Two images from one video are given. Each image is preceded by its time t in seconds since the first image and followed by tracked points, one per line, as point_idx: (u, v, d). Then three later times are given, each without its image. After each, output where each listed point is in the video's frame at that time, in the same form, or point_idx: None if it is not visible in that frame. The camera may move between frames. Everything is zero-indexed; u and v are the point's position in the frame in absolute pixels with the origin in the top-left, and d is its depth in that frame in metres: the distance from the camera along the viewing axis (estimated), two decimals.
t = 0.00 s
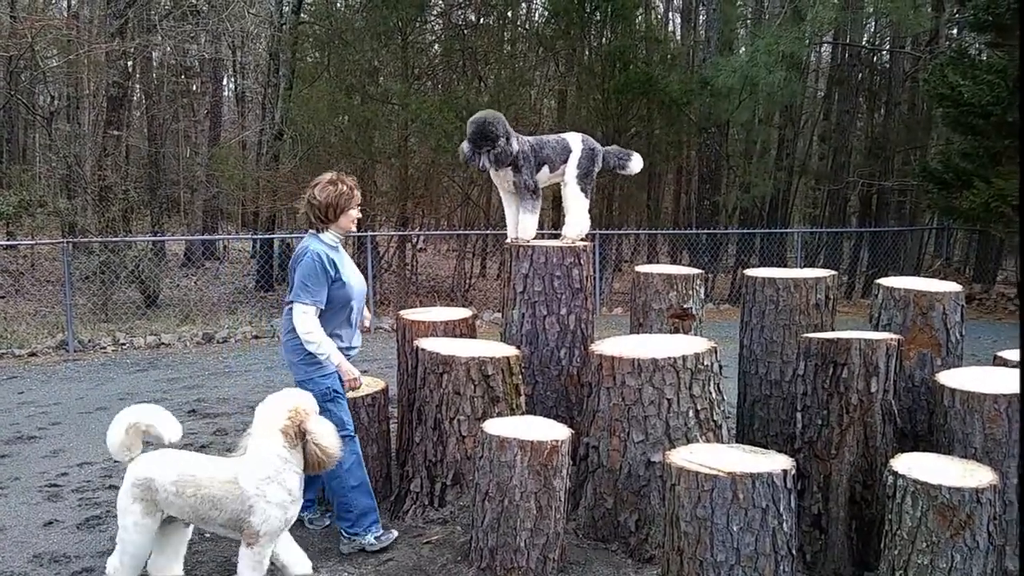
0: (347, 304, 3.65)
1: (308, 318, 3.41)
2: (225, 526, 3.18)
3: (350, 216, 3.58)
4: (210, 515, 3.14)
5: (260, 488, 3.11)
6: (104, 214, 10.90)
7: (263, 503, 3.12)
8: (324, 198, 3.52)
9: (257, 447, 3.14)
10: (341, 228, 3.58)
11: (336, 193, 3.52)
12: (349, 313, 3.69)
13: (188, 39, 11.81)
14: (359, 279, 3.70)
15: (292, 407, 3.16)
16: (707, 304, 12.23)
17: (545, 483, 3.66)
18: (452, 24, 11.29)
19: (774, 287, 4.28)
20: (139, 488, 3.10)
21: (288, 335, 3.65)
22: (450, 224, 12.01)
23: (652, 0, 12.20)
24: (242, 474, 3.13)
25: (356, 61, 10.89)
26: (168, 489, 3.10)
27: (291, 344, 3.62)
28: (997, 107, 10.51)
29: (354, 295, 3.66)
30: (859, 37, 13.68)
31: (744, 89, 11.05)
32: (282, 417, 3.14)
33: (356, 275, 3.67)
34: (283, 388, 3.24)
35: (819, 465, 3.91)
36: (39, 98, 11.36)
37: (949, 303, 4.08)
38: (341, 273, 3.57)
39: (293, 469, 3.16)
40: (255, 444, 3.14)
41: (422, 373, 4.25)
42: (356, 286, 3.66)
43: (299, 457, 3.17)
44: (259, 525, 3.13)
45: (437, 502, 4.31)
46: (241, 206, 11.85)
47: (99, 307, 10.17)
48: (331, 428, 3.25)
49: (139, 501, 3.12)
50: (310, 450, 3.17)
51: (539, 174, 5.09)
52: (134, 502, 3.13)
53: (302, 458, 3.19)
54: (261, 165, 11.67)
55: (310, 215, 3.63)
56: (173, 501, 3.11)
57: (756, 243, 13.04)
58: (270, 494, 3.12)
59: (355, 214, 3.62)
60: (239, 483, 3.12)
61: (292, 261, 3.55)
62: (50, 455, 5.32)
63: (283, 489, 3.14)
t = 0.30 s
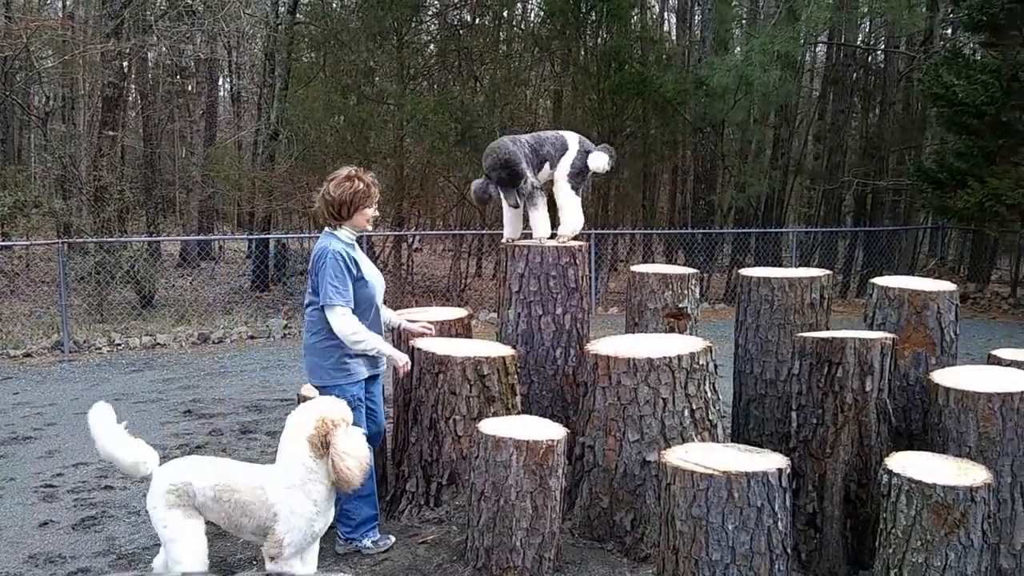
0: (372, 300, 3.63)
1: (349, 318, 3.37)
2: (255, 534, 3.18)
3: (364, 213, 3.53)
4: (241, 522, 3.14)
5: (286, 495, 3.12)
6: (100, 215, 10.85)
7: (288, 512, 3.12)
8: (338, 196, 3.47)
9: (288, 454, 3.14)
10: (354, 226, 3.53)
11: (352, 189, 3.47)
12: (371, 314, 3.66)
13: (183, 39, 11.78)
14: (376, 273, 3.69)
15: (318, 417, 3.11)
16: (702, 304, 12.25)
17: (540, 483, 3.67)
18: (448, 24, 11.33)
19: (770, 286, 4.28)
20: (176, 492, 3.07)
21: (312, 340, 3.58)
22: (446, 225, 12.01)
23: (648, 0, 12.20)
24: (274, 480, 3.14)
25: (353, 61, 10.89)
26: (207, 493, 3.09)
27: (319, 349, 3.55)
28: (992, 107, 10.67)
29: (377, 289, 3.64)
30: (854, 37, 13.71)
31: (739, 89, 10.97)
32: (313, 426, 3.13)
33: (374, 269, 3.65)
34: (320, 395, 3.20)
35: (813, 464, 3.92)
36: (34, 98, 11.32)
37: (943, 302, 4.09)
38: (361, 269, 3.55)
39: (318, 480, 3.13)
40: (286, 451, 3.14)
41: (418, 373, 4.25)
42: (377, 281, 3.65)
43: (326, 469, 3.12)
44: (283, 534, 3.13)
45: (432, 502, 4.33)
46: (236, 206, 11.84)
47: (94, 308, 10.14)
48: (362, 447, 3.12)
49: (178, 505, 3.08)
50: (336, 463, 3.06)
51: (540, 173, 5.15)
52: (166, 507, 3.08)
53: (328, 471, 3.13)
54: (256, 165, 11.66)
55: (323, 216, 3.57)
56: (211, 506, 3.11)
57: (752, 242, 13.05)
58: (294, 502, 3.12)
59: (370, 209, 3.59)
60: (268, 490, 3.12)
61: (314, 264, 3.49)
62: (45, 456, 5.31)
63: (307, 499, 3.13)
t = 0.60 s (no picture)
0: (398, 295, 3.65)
1: (402, 309, 3.40)
2: (285, 543, 3.18)
3: (395, 215, 3.53)
4: (270, 535, 3.13)
5: (318, 503, 3.12)
6: (93, 214, 10.89)
7: (323, 516, 3.13)
8: (368, 195, 3.45)
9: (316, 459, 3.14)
10: (385, 227, 3.53)
11: (384, 190, 3.45)
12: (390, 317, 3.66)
13: (177, 38, 11.76)
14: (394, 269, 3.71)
15: (350, 422, 3.14)
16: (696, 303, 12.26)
17: (534, 481, 3.68)
18: (441, 23, 11.47)
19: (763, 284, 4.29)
20: (192, 506, 3.02)
21: (328, 337, 3.56)
22: (439, 224, 12.00)
23: None
24: (303, 490, 3.12)
25: (347, 60, 10.88)
26: (226, 508, 3.05)
27: (334, 347, 3.55)
28: (984, 106, 10.80)
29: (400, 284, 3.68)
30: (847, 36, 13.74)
31: (732, 88, 11.10)
32: (343, 431, 3.14)
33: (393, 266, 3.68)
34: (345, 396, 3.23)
35: (806, 462, 3.92)
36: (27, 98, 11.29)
37: (936, 301, 4.10)
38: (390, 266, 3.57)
39: (351, 483, 3.17)
40: (311, 459, 3.13)
41: (412, 372, 4.25)
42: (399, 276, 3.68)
43: (356, 472, 3.16)
44: (320, 539, 3.16)
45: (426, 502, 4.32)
46: (230, 205, 11.82)
47: (87, 308, 10.10)
48: (390, 444, 3.21)
49: (189, 522, 3.02)
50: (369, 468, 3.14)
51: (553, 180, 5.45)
52: (179, 522, 3.01)
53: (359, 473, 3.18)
54: (250, 164, 11.65)
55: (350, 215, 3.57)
56: (231, 521, 3.08)
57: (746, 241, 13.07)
58: (329, 509, 3.14)
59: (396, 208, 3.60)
60: (299, 499, 3.12)
61: (342, 261, 3.48)
62: (39, 455, 5.30)
63: (340, 503, 3.16)
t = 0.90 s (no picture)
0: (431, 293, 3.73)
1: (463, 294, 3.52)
2: (294, 550, 3.13)
3: (431, 217, 3.62)
4: (277, 539, 3.08)
5: (328, 504, 3.10)
6: (84, 214, 10.83)
7: (334, 518, 3.11)
8: (413, 196, 3.53)
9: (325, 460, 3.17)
10: (421, 228, 3.62)
11: (426, 191, 3.55)
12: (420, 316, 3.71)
13: (168, 36, 11.72)
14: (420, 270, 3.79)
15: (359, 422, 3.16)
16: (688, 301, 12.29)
17: (526, 479, 3.68)
18: (434, 21, 11.45)
19: (754, 282, 4.29)
20: (198, 506, 3.01)
21: (363, 335, 3.56)
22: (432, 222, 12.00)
23: None
24: (312, 491, 3.11)
25: (339, 58, 10.86)
26: (232, 511, 3.03)
27: (369, 345, 3.55)
28: (974, 103, 10.91)
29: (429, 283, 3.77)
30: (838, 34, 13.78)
31: (723, 86, 10.96)
32: (352, 431, 3.17)
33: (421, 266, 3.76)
34: (363, 394, 3.27)
35: (797, 459, 3.93)
36: (16, 97, 11.23)
37: (926, 298, 4.11)
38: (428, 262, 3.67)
39: (361, 484, 3.17)
40: (321, 460, 3.13)
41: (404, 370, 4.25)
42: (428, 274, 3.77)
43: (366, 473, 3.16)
44: (331, 542, 3.12)
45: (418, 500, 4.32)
46: (221, 204, 11.79)
47: (78, 307, 10.05)
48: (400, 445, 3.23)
49: (195, 522, 3.01)
50: (378, 467, 3.14)
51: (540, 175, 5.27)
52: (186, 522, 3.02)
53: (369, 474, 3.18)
54: (242, 162, 11.62)
55: (388, 214, 3.61)
56: (237, 524, 3.05)
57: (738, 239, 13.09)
58: (340, 510, 3.12)
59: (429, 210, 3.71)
60: (309, 502, 3.09)
61: (387, 260, 3.51)
62: (29, 455, 5.28)
63: (350, 505, 3.15)
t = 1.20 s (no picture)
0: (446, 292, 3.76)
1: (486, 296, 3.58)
2: (287, 550, 3.13)
3: (456, 217, 3.66)
4: (271, 539, 3.08)
5: (324, 504, 3.11)
6: (70, 213, 10.77)
7: (328, 518, 3.12)
8: (443, 197, 3.56)
9: (321, 458, 3.16)
10: (445, 227, 3.67)
11: (456, 194, 3.59)
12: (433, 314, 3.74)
13: (156, 35, 11.68)
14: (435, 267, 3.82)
15: (358, 423, 3.15)
16: (676, 299, 12.32)
17: (514, 477, 3.69)
18: (422, 20, 11.44)
19: (741, 279, 4.30)
20: (194, 509, 3.00)
21: (381, 328, 3.56)
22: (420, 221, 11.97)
23: None
24: (309, 491, 3.12)
25: (327, 56, 10.83)
26: (228, 512, 3.03)
27: (387, 338, 3.56)
28: (960, 100, 10.94)
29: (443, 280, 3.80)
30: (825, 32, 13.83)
31: (711, 84, 11.00)
32: (350, 431, 3.16)
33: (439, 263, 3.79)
34: (367, 394, 3.26)
35: (783, 455, 3.95)
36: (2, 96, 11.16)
37: (911, 294, 4.13)
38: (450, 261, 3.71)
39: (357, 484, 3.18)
40: (319, 460, 3.15)
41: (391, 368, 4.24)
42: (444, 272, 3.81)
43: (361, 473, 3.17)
44: (325, 541, 3.13)
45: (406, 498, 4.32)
46: (209, 203, 11.75)
47: (65, 307, 10.01)
48: (399, 448, 3.20)
49: (190, 524, 3.00)
50: (374, 470, 3.12)
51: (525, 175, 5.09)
52: (181, 526, 2.99)
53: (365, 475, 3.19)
54: (230, 161, 11.60)
55: (415, 211, 3.63)
56: (232, 525, 3.04)
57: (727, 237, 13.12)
58: (336, 510, 3.14)
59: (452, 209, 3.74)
60: (305, 502, 3.11)
61: (416, 257, 3.52)
62: (15, 456, 5.26)
63: (346, 505, 3.16)
